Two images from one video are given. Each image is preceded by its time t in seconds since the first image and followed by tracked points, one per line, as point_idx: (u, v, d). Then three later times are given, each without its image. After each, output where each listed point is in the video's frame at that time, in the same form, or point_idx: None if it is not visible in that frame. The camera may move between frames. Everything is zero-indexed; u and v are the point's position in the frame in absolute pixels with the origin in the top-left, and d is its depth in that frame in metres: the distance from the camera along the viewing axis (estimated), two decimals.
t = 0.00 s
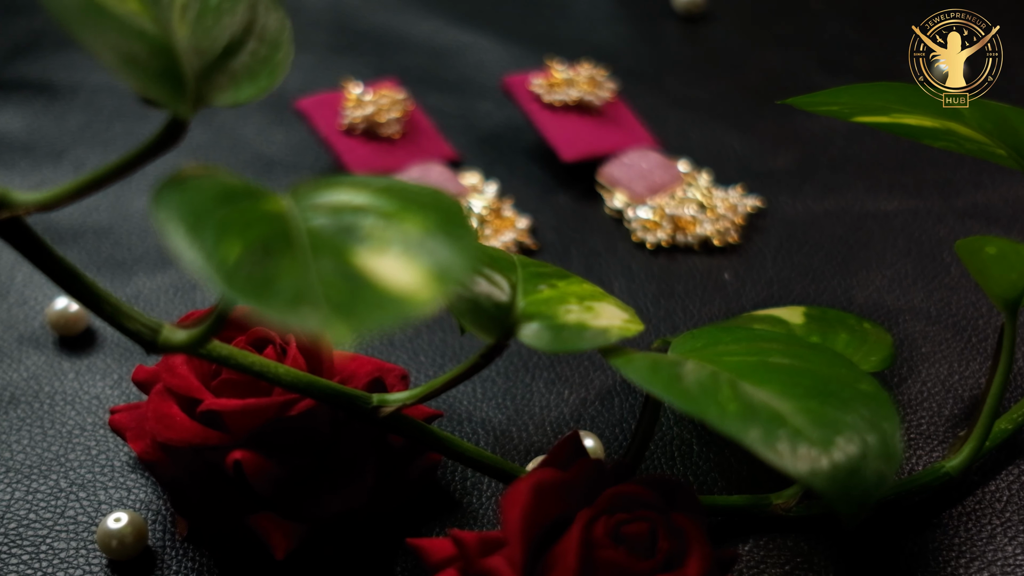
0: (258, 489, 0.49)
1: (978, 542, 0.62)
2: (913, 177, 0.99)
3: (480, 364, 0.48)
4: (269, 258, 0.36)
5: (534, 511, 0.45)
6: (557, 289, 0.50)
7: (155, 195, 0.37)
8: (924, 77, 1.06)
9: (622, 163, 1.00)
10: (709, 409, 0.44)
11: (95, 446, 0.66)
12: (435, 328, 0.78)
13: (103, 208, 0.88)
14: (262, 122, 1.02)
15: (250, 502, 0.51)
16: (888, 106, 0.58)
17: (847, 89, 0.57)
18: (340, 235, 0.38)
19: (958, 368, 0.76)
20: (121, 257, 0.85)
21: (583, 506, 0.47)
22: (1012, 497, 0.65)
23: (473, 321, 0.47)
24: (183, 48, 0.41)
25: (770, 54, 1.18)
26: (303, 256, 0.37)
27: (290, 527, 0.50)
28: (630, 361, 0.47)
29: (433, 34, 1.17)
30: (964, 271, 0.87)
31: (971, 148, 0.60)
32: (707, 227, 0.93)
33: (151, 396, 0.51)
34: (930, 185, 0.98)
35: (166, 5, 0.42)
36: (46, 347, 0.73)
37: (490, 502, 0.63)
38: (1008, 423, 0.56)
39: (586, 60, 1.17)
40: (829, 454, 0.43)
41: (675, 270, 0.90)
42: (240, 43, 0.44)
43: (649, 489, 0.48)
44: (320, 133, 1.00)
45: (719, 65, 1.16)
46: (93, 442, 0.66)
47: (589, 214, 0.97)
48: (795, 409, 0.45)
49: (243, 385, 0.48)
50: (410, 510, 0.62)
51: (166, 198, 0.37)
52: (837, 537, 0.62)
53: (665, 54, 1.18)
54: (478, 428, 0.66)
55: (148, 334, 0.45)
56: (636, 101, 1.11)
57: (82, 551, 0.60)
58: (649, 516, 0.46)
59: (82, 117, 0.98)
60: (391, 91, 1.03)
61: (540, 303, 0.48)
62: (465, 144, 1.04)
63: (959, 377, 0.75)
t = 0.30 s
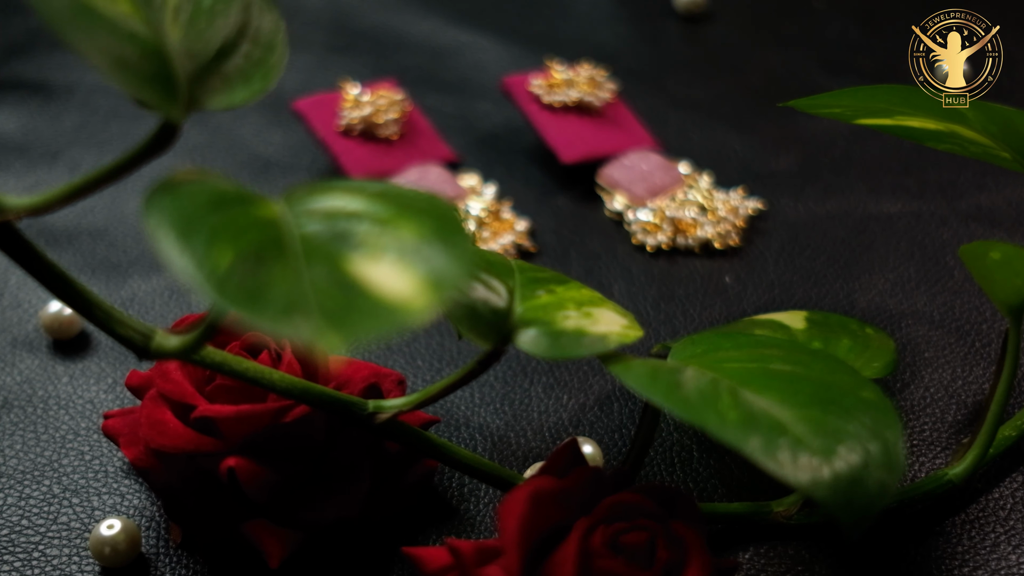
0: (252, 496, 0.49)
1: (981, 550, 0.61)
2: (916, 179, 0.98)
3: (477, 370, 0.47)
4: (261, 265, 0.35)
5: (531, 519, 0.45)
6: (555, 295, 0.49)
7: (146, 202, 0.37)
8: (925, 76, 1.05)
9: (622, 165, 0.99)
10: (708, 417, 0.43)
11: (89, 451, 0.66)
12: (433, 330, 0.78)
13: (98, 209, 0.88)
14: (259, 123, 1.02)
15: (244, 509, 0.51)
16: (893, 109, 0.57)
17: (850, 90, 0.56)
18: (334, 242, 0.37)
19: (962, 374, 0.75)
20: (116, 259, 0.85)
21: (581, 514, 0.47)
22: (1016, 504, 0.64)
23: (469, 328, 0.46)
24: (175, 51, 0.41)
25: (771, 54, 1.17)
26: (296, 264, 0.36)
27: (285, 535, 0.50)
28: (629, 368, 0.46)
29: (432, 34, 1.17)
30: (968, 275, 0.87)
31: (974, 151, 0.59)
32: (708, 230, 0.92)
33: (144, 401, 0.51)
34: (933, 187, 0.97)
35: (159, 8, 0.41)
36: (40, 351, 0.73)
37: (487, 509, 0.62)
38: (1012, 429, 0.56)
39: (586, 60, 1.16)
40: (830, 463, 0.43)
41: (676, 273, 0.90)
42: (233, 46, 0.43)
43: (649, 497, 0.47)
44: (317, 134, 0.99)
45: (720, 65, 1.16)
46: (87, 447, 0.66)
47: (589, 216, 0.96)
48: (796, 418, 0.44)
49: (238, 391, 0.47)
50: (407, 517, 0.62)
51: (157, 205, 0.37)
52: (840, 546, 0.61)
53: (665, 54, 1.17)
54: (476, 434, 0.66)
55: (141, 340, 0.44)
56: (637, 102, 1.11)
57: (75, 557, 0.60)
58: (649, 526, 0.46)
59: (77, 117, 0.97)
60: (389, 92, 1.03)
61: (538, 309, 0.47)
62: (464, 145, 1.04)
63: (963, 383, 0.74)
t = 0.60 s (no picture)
0: (244, 504, 0.48)
1: (985, 559, 0.61)
2: (919, 180, 0.97)
3: (473, 376, 0.47)
4: (251, 273, 0.35)
5: (527, 530, 0.44)
6: (553, 300, 0.48)
7: (134, 208, 0.36)
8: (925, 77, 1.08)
9: (622, 166, 0.99)
10: (707, 426, 0.43)
11: (81, 456, 0.66)
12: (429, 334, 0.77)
13: (93, 210, 0.88)
14: (255, 124, 1.01)
15: (236, 517, 0.50)
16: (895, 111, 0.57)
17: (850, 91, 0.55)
18: (326, 249, 0.36)
19: (965, 379, 0.75)
20: (110, 261, 0.85)
21: (578, 523, 0.46)
22: (1020, 512, 0.64)
23: (464, 332, 0.46)
24: (165, 53, 0.40)
25: (772, 53, 1.16)
26: (287, 271, 0.35)
27: (277, 543, 0.49)
28: (627, 374, 0.46)
29: (431, 32, 1.16)
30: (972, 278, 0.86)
31: (977, 153, 0.57)
32: (708, 232, 0.91)
33: (136, 407, 0.50)
34: (937, 189, 0.96)
35: (149, 9, 0.41)
36: (33, 354, 0.74)
37: (483, 516, 0.62)
38: (1017, 436, 0.55)
39: (586, 60, 1.15)
40: (831, 473, 0.42)
41: (676, 275, 0.89)
42: (225, 48, 0.42)
43: (646, 506, 0.46)
44: (314, 134, 0.98)
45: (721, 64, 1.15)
46: (79, 453, 0.66)
47: (589, 218, 0.95)
48: (797, 426, 0.43)
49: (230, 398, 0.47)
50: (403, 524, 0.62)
51: (145, 211, 0.36)
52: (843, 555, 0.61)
53: (665, 53, 1.16)
54: (472, 439, 0.65)
55: (131, 346, 0.43)
56: (637, 102, 1.10)
57: (66, 565, 0.60)
58: (648, 536, 0.45)
59: (71, 117, 0.97)
60: (386, 92, 1.02)
61: (535, 315, 0.47)
62: (462, 146, 1.03)
63: (966, 388, 0.74)
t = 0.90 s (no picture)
0: (238, 512, 0.47)
1: (987, 568, 0.61)
2: (922, 183, 0.97)
3: (470, 384, 0.46)
4: (242, 282, 0.34)
5: (524, 542, 0.43)
6: (550, 307, 0.48)
7: (125, 216, 0.36)
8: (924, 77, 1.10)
9: (622, 169, 0.98)
10: (707, 436, 0.42)
11: (74, 463, 0.66)
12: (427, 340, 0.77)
13: (88, 213, 0.88)
14: (253, 125, 1.01)
15: (231, 525, 0.49)
16: (898, 114, 0.56)
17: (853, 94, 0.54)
18: (319, 258, 0.36)
19: (968, 386, 0.75)
20: (105, 264, 0.85)
21: (575, 533, 0.45)
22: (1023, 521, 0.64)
23: (462, 342, 0.44)
24: (157, 57, 0.40)
25: (774, 54, 1.16)
26: (278, 280, 0.35)
27: (272, 552, 0.49)
28: (625, 383, 0.45)
29: (430, 32, 1.15)
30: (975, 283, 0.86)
31: (981, 157, 0.56)
32: (709, 236, 0.91)
33: (129, 414, 0.49)
34: (940, 193, 0.96)
35: (141, 13, 0.40)
36: (26, 358, 0.74)
37: (480, 525, 0.63)
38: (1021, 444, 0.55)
39: (586, 61, 1.15)
40: (832, 484, 0.42)
41: (676, 280, 0.88)
42: (217, 51, 0.42)
43: (643, 515, 0.46)
44: (311, 136, 0.98)
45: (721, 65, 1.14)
46: (72, 459, 0.67)
47: (589, 221, 0.95)
48: (797, 436, 0.43)
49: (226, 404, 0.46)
50: (399, 532, 0.62)
51: (135, 219, 0.35)
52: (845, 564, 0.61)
53: (666, 54, 1.15)
54: (470, 446, 0.66)
55: (122, 354, 0.43)
56: (638, 103, 1.09)
57: (58, 573, 0.61)
58: (645, 547, 0.45)
59: (67, 119, 0.96)
60: (384, 93, 1.01)
61: (532, 322, 0.46)
62: (461, 147, 1.03)
63: (969, 395, 0.74)
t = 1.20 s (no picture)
0: (231, 522, 0.47)
1: None
2: (927, 187, 0.97)
3: (467, 393, 0.45)
4: (233, 294, 0.33)
5: (521, 553, 0.43)
6: (549, 315, 0.47)
7: (114, 226, 0.35)
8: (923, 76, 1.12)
9: (624, 172, 0.97)
10: (707, 448, 0.41)
11: (67, 470, 0.67)
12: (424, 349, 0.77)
13: (85, 215, 0.89)
14: (251, 127, 1.01)
15: (225, 535, 0.49)
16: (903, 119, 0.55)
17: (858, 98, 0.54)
18: (312, 268, 0.35)
19: (973, 394, 0.75)
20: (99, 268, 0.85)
21: (573, 545, 0.45)
22: None
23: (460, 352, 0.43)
24: (148, 61, 0.39)
25: (778, 55, 1.15)
26: (269, 291, 0.34)
27: (266, 564, 0.48)
28: (625, 394, 0.44)
29: (429, 32, 1.15)
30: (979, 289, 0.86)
31: (987, 161, 0.55)
32: (710, 241, 0.91)
33: (122, 423, 0.49)
34: (946, 198, 0.96)
35: (132, 16, 0.39)
36: (20, 364, 0.75)
37: (478, 535, 0.63)
38: None
39: (587, 62, 1.14)
40: (834, 498, 0.41)
41: (677, 285, 0.88)
42: (210, 56, 0.41)
43: (642, 527, 0.45)
44: (309, 138, 0.97)
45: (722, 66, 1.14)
46: (65, 467, 0.68)
47: (590, 225, 0.94)
48: (799, 448, 0.42)
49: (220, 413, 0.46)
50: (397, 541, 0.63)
51: (124, 229, 0.35)
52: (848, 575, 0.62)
53: (668, 56, 1.15)
54: (468, 454, 0.66)
55: (113, 363, 0.42)
56: (640, 106, 1.08)
57: None
58: (643, 559, 0.44)
59: (63, 120, 0.96)
60: (383, 95, 1.00)
61: (530, 331, 0.46)
62: (461, 149, 1.02)
63: (975, 403, 0.74)
